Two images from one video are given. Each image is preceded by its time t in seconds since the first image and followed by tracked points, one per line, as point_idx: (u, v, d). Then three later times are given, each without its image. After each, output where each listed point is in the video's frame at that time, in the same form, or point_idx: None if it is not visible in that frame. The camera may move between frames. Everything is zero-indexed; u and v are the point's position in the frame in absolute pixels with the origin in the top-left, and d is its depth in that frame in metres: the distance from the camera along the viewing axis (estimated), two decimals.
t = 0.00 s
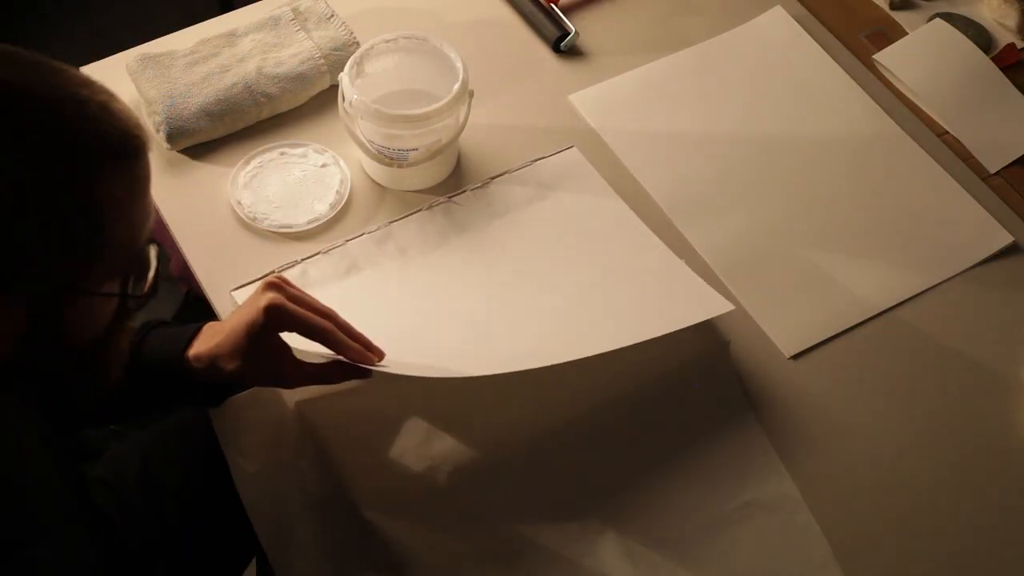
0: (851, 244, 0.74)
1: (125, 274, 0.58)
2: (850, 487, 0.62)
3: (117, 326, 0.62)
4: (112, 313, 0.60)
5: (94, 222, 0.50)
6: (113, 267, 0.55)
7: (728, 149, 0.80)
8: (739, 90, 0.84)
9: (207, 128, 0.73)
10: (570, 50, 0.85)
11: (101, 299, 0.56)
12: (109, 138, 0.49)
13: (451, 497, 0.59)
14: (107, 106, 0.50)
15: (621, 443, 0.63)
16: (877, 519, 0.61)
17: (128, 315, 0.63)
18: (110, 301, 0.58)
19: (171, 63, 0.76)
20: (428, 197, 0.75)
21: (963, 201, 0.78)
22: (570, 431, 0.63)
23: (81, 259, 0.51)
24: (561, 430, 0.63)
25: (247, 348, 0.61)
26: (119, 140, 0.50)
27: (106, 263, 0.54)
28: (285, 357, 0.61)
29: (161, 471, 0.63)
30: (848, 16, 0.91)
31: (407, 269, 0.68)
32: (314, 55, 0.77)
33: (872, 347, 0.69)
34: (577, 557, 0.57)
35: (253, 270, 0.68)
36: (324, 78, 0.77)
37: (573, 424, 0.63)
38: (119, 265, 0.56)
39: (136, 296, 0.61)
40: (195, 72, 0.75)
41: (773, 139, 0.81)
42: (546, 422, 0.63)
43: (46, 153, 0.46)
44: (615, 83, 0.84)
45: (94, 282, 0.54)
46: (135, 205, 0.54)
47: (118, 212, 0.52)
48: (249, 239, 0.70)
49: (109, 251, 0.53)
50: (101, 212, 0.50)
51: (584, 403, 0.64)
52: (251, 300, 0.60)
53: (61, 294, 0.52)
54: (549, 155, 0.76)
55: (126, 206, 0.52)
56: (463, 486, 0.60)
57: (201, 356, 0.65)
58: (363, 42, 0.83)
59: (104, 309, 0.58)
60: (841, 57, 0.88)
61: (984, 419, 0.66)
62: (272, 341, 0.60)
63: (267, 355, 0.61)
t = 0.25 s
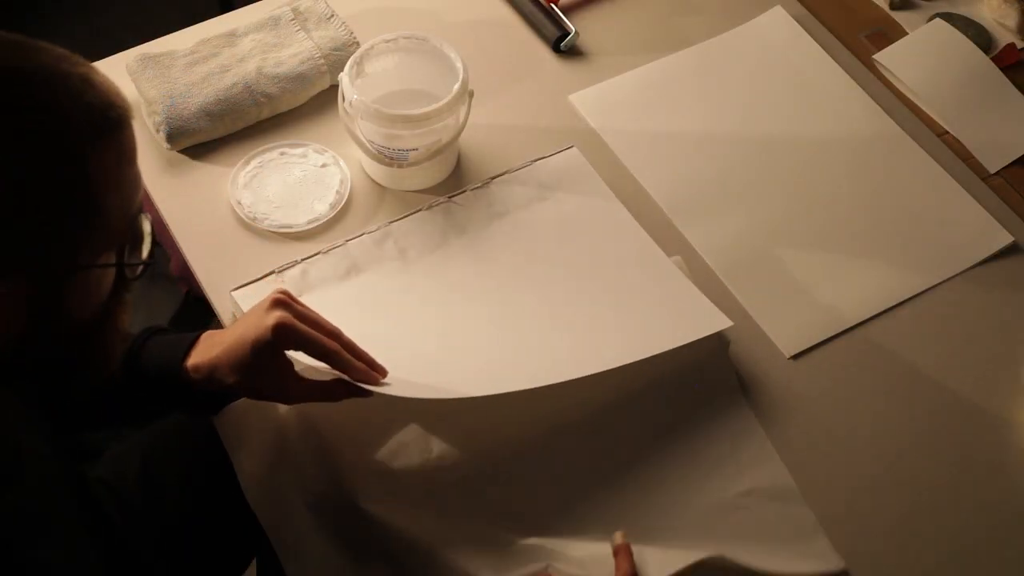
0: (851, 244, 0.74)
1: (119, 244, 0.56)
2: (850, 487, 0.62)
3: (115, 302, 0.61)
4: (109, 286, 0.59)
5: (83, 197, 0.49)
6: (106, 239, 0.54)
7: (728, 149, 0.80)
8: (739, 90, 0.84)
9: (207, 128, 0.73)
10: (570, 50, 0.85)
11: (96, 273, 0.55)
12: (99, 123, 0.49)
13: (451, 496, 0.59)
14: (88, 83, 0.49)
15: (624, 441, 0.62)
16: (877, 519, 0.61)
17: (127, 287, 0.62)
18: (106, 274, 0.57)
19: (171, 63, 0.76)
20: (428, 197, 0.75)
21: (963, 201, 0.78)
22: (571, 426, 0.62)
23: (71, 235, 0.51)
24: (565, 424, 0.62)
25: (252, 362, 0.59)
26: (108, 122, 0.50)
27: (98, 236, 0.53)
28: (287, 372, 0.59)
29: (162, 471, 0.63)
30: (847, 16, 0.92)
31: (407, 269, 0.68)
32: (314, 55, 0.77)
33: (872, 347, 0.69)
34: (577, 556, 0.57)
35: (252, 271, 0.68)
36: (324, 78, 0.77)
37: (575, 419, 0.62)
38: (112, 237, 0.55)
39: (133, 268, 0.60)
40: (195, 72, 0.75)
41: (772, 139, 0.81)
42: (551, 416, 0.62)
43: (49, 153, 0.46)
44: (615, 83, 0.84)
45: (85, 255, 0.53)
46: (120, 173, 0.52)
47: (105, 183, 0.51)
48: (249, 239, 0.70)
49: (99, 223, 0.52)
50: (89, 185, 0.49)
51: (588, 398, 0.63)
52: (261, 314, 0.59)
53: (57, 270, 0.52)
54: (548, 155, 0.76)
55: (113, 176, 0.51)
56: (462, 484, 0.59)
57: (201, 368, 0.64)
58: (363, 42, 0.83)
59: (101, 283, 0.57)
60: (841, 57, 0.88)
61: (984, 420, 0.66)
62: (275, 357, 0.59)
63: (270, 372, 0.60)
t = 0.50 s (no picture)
0: (851, 244, 0.74)
1: (137, 217, 0.55)
2: (851, 487, 0.62)
3: (130, 276, 0.60)
4: (124, 261, 0.58)
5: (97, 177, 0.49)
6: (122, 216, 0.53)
7: (727, 150, 0.79)
8: (739, 91, 0.84)
9: (207, 128, 0.73)
10: (570, 49, 0.85)
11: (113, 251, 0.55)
12: (114, 103, 0.49)
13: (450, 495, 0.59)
14: (94, 62, 0.49)
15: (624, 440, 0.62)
16: (877, 519, 0.61)
17: (142, 259, 0.61)
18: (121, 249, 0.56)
19: (171, 63, 0.76)
20: (428, 197, 0.75)
21: (963, 201, 0.78)
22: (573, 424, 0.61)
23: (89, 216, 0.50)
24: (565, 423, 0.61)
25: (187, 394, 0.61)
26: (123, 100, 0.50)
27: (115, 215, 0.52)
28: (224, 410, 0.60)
29: (162, 470, 0.63)
30: (847, 16, 0.92)
31: (408, 269, 0.68)
32: (314, 55, 0.77)
33: (872, 347, 0.69)
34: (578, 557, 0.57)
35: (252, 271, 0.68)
36: (324, 78, 0.77)
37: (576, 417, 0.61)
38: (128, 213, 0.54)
39: (149, 239, 0.59)
40: (195, 72, 0.75)
41: (772, 139, 0.81)
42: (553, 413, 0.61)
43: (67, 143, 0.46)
44: (614, 83, 0.84)
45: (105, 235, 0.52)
46: (134, 148, 0.51)
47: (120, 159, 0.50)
48: (249, 239, 0.70)
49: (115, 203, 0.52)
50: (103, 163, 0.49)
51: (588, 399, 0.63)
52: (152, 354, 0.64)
53: (79, 249, 0.51)
54: (548, 155, 0.76)
55: (126, 153, 0.51)
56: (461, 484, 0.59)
57: (133, 392, 0.63)
58: (363, 42, 0.83)
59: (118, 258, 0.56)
60: (840, 57, 0.88)
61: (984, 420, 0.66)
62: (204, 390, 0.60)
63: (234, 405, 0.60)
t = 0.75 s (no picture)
0: (851, 243, 0.74)
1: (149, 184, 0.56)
2: (850, 487, 0.62)
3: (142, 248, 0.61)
4: (138, 194, 0.51)
5: (115, 129, 0.42)
6: (133, 150, 0.45)
7: (727, 150, 0.79)
8: (739, 91, 0.84)
9: (207, 128, 0.73)
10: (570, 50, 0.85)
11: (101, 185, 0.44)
12: (70, 47, 0.39)
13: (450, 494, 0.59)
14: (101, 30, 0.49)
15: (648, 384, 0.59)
16: (875, 520, 0.61)
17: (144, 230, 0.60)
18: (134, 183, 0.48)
19: (171, 63, 0.76)
20: (428, 197, 0.75)
21: (963, 201, 0.78)
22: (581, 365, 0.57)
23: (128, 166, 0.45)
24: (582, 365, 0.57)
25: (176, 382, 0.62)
26: (77, 40, 0.39)
27: (127, 156, 0.45)
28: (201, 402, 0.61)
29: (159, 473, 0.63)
30: (847, 17, 0.92)
31: (408, 269, 0.68)
32: (314, 55, 0.77)
33: (872, 347, 0.69)
34: (578, 557, 0.57)
35: (252, 272, 0.68)
36: (324, 78, 0.77)
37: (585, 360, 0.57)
38: (140, 142, 0.46)
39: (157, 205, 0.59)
40: (195, 72, 0.75)
41: (772, 139, 0.81)
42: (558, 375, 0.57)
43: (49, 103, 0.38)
44: (614, 83, 0.84)
45: (118, 176, 0.45)
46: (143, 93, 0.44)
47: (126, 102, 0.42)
48: (249, 239, 0.70)
49: (118, 143, 0.43)
50: (107, 111, 0.41)
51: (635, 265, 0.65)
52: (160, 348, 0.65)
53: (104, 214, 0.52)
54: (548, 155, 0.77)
55: (137, 104, 0.44)
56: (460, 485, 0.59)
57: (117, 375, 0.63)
58: (362, 42, 0.83)
59: (127, 194, 0.48)
60: (840, 57, 0.88)
61: (983, 419, 0.66)
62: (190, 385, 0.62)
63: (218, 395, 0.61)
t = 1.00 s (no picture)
0: (851, 243, 0.74)
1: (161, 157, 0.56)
2: (850, 487, 0.62)
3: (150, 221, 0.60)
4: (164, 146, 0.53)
5: (149, 81, 0.45)
6: (164, 101, 0.48)
7: (727, 150, 0.79)
8: (739, 91, 0.84)
9: (206, 129, 0.73)
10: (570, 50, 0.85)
11: (137, 133, 0.47)
12: (128, 21, 0.41)
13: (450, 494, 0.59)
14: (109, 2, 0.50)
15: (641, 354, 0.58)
16: (875, 519, 0.61)
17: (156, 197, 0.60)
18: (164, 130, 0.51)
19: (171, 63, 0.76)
20: (427, 198, 0.75)
21: (963, 201, 0.78)
22: (585, 333, 0.56)
23: (157, 113, 0.48)
24: (580, 331, 0.57)
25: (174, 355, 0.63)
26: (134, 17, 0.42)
27: (158, 106, 0.47)
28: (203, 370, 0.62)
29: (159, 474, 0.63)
30: (847, 17, 0.92)
31: (408, 268, 0.68)
32: (314, 55, 0.77)
33: (871, 347, 0.69)
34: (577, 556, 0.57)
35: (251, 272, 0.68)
36: (324, 78, 0.77)
37: (586, 326, 0.57)
38: (170, 95, 0.48)
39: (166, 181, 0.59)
40: (195, 72, 0.75)
41: (772, 138, 0.81)
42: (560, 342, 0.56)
43: (90, 70, 0.41)
44: (614, 83, 0.84)
45: (149, 124, 0.47)
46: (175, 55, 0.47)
47: (161, 60, 0.45)
48: (249, 240, 0.70)
49: (152, 95, 0.46)
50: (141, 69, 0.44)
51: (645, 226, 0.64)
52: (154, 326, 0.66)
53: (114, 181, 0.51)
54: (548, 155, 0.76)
55: (170, 63, 0.46)
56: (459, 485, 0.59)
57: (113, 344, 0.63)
58: (362, 42, 0.83)
59: (157, 143, 0.50)
60: (840, 58, 0.88)
61: (983, 419, 0.66)
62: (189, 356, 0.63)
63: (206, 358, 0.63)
